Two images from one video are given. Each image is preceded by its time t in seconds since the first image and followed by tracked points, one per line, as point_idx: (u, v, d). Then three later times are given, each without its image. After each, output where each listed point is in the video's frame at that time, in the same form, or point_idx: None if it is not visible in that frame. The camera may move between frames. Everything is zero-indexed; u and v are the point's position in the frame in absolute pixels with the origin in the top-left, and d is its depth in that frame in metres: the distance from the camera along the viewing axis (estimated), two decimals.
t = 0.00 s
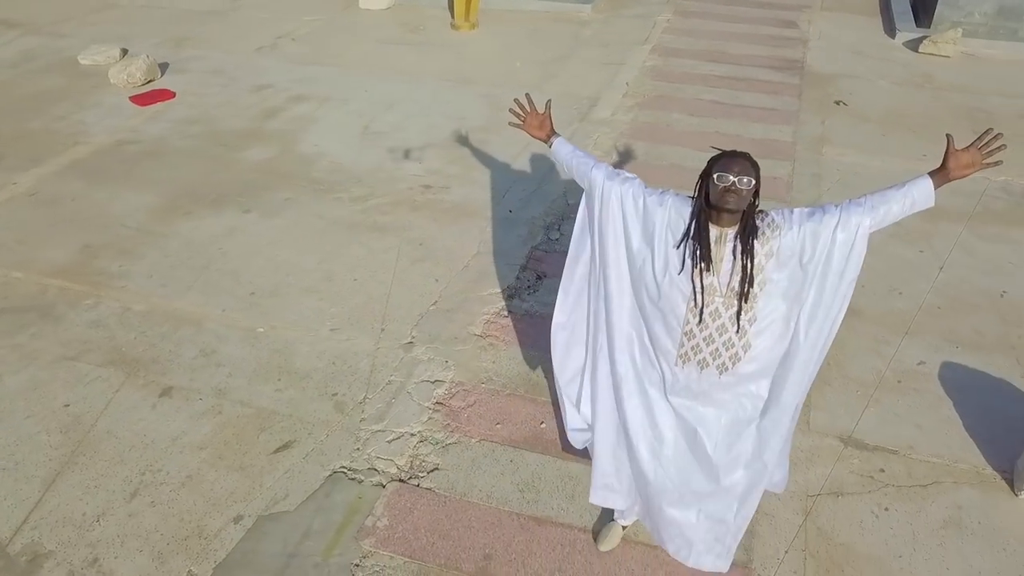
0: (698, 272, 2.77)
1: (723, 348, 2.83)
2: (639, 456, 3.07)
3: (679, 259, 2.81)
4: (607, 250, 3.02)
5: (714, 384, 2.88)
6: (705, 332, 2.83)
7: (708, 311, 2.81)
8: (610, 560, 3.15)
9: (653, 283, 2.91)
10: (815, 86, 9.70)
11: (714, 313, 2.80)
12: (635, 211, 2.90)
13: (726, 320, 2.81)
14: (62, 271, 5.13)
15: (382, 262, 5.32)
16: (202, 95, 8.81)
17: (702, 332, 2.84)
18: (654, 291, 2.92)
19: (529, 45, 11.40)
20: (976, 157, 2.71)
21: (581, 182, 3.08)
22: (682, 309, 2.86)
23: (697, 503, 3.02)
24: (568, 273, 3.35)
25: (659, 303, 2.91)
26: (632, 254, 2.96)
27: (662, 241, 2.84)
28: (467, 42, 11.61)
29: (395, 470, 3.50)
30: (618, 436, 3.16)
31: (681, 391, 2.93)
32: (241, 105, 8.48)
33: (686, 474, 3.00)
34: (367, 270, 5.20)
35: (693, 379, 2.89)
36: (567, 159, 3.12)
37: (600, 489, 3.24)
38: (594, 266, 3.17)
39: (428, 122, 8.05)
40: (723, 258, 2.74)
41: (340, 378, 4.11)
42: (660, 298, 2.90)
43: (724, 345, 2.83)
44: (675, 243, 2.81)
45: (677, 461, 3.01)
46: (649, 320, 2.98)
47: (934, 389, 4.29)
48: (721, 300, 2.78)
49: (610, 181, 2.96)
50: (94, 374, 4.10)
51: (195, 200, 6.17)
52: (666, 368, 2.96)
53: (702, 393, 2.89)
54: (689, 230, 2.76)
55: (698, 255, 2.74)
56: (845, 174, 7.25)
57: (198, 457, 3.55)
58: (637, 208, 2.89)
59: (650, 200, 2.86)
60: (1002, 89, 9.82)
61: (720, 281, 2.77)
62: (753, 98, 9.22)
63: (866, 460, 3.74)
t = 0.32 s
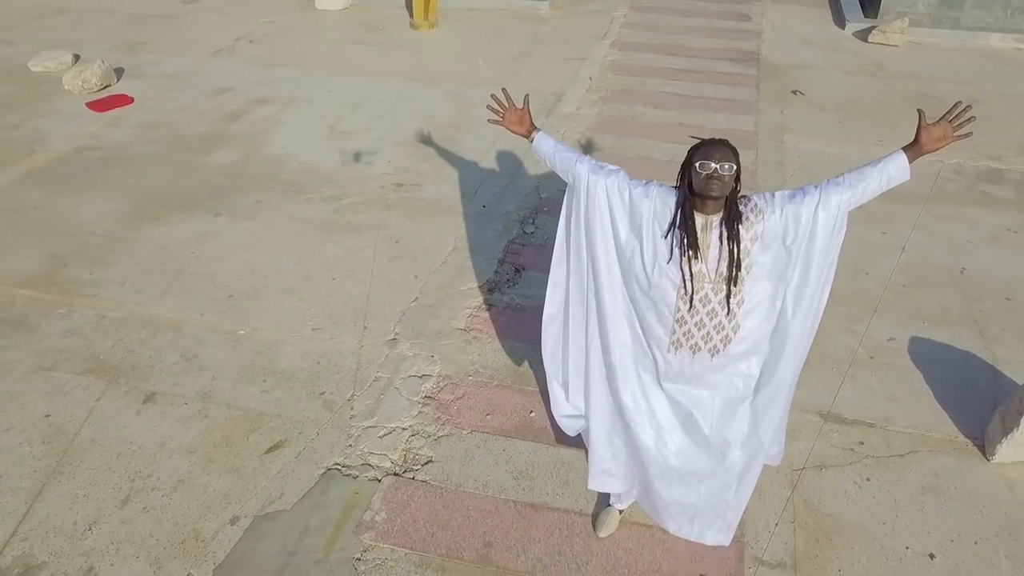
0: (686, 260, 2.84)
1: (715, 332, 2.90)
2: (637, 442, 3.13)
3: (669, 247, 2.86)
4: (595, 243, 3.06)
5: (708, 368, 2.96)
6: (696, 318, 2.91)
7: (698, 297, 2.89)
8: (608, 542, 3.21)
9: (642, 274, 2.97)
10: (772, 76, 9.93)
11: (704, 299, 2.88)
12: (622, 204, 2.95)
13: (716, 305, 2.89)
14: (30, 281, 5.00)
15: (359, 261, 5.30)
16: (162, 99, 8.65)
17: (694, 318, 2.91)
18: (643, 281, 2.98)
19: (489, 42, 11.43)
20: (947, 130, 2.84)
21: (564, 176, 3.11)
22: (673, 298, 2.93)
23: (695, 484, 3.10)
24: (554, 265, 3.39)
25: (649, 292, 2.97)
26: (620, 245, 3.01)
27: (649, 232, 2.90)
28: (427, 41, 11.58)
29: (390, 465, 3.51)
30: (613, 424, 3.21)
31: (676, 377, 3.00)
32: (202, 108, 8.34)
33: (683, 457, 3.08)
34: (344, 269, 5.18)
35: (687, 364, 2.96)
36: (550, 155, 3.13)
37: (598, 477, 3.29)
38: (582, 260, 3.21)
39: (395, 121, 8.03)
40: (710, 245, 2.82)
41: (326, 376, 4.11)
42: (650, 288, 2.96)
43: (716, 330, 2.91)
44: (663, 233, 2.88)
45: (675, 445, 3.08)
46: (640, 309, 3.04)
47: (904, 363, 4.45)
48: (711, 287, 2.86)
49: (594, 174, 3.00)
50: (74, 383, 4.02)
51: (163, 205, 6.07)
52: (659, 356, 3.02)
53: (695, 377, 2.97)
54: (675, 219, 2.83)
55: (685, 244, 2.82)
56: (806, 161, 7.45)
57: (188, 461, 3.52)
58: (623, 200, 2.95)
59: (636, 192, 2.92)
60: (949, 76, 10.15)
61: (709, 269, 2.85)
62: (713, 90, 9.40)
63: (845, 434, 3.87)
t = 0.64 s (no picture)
0: (670, 251, 2.91)
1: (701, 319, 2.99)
2: (626, 429, 3.19)
3: (654, 239, 2.93)
4: (578, 237, 3.10)
5: (694, 354, 3.04)
6: (681, 306, 2.98)
7: (683, 286, 2.96)
8: (604, 528, 3.27)
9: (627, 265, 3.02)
10: (734, 70, 10.11)
11: (689, 288, 2.96)
12: (604, 199, 3.00)
13: (700, 294, 2.97)
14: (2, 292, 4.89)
15: (340, 261, 5.29)
16: (126, 104, 8.49)
17: (679, 306, 2.98)
18: (628, 272, 3.03)
19: (454, 42, 11.44)
20: (913, 113, 2.92)
21: (546, 173, 3.14)
22: (658, 288, 2.99)
23: (684, 466, 3.19)
24: (537, 260, 3.42)
25: (634, 283, 3.03)
26: (604, 239, 3.06)
27: (632, 225, 2.96)
28: (392, 42, 11.54)
29: (385, 462, 3.53)
30: (602, 415, 3.27)
31: (663, 364, 3.07)
32: (168, 113, 8.20)
33: (672, 441, 3.16)
34: (325, 270, 5.15)
35: (673, 351, 3.04)
36: (530, 152, 3.14)
37: (588, 466, 3.35)
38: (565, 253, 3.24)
39: (365, 121, 8.00)
40: (692, 236, 2.89)
41: (315, 377, 4.10)
42: (635, 279, 3.02)
43: (701, 316, 2.99)
44: (645, 225, 2.94)
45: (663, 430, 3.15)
46: (625, 300, 3.10)
47: (878, 344, 4.60)
48: (695, 276, 2.94)
49: (575, 171, 3.04)
50: (56, 394, 3.95)
51: (135, 211, 5.97)
52: (645, 345, 3.08)
53: (681, 363, 3.05)
54: (657, 212, 2.90)
55: (668, 236, 2.89)
56: (772, 153, 7.61)
57: (181, 466, 3.50)
58: (605, 194, 2.99)
59: (617, 186, 2.97)
60: (904, 67, 10.45)
61: (692, 259, 2.92)
62: (679, 85, 9.55)
63: (826, 414, 3.99)
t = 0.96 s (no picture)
0: (658, 245, 2.94)
1: (689, 312, 3.02)
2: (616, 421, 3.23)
3: (642, 234, 2.96)
4: (566, 233, 3.11)
5: (682, 347, 3.08)
6: (669, 300, 3.01)
7: (670, 280, 3.00)
8: (601, 519, 3.30)
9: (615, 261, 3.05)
10: (713, 67, 10.20)
11: (676, 282, 2.99)
12: (592, 195, 3.02)
13: (687, 287, 3.00)
14: None
15: (326, 261, 5.27)
16: (103, 107, 8.38)
17: (668, 301, 3.01)
18: (615, 268, 3.06)
19: (434, 42, 11.42)
20: (894, 105, 2.96)
21: (533, 169, 3.14)
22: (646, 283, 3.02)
23: (672, 456, 3.24)
24: (524, 255, 3.42)
25: (623, 278, 3.06)
26: (592, 235, 3.07)
27: (620, 220, 2.98)
28: (371, 43, 11.48)
29: (380, 460, 3.54)
30: (592, 408, 3.29)
31: (652, 357, 3.10)
32: (147, 115, 8.10)
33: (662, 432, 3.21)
34: (312, 270, 5.15)
35: (662, 344, 3.07)
36: (518, 149, 3.14)
37: (577, 459, 3.37)
38: (552, 249, 3.25)
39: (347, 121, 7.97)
40: (679, 230, 2.93)
41: (307, 377, 4.10)
42: (623, 274, 3.04)
43: (689, 310, 3.02)
44: (632, 221, 2.97)
45: (652, 422, 3.20)
46: (613, 294, 3.12)
47: (861, 333, 4.68)
48: (682, 270, 2.97)
49: (563, 167, 3.05)
50: (44, 400, 3.91)
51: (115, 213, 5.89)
52: (634, 339, 3.11)
53: (669, 356, 3.08)
54: (644, 207, 2.93)
55: (656, 230, 2.92)
56: (752, 148, 7.70)
57: (175, 469, 3.49)
58: (593, 191, 3.02)
59: (605, 182, 2.99)
60: (878, 62, 10.61)
61: (680, 253, 2.96)
62: (658, 82, 9.62)
63: (814, 403, 4.06)
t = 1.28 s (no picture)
0: (647, 240, 2.94)
1: (679, 306, 3.03)
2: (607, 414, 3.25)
3: (631, 229, 2.95)
4: (557, 228, 3.10)
5: (672, 340, 3.09)
6: (659, 294, 3.01)
7: (660, 275, 3.00)
8: (597, 510, 3.34)
9: (605, 256, 3.04)
10: (691, 64, 10.29)
11: (666, 276, 2.99)
12: (582, 191, 3.00)
13: (677, 281, 3.01)
14: None
15: (312, 262, 5.25)
16: (79, 110, 8.26)
17: (658, 295, 3.02)
18: (605, 262, 3.05)
19: (413, 42, 11.40)
20: (878, 100, 2.99)
21: (522, 165, 3.11)
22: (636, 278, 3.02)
23: (661, 446, 3.27)
24: (513, 249, 3.40)
25: (613, 273, 3.05)
26: (582, 230, 3.06)
27: (610, 216, 2.97)
28: (350, 43, 11.43)
29: (376, 457, 3.55)
30: (582, 401, 3.31)
31: (642, 351, 3.10)
32: (125, 117, 8.00)
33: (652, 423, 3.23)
34: (300, 271, 5.13)
35: (651, 338, 3.08)
36: (507, 145, 3.11)
37: (569, 451, 3.39)
38: (541, 244, 3.23)
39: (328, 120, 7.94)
40: (667, 224, 2.93)
41: (299, 377, 4.10)
42: (612, 269, 3.04)
43: (678, 303, 3.03)
44: (621, 216, 2.97)
45: (642, 414, 3.22)
46: (603, 288, 3.12)
47: (845, 323, 4.76)
48: (672, 264, 2.97)
49: (553, 163, 3.02)
50: (33, 406, 3.87)
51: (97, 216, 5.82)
52: (624, 333, 3.12)
53: (659, 350, 3.09)
54: (633, 202, 2.92)
55: (645, 224, 2.91)
56: (732, 143, 7.78)
57: (169, 471, 3.47)
58: (583, 186, 3.00)
59: (594, 178, 2.98)
60: (853, 57, 10.77)
61: (670, 247, 2.96)
62: (638, 79, 9.69)
63: (801, 391, 4.12)
